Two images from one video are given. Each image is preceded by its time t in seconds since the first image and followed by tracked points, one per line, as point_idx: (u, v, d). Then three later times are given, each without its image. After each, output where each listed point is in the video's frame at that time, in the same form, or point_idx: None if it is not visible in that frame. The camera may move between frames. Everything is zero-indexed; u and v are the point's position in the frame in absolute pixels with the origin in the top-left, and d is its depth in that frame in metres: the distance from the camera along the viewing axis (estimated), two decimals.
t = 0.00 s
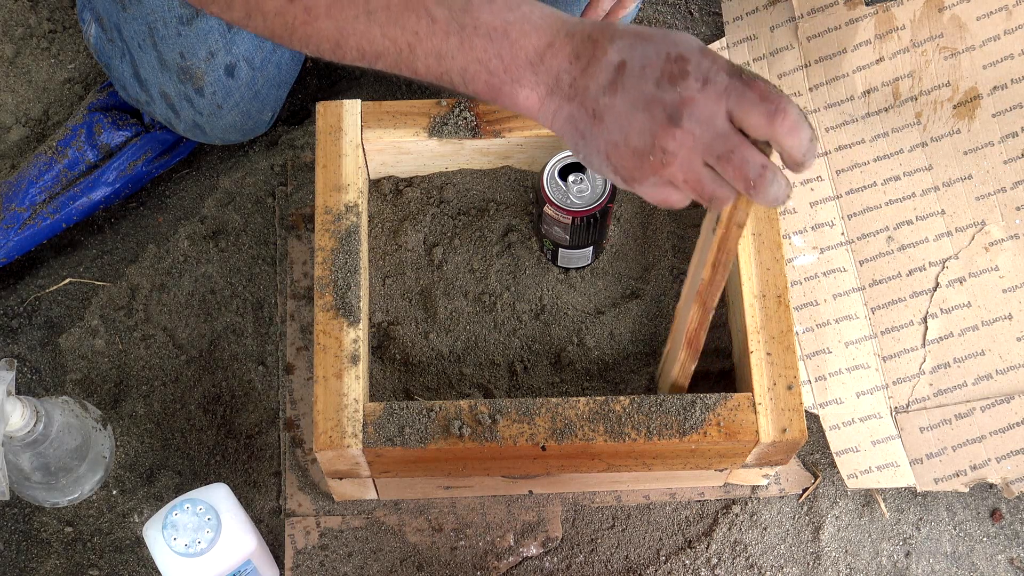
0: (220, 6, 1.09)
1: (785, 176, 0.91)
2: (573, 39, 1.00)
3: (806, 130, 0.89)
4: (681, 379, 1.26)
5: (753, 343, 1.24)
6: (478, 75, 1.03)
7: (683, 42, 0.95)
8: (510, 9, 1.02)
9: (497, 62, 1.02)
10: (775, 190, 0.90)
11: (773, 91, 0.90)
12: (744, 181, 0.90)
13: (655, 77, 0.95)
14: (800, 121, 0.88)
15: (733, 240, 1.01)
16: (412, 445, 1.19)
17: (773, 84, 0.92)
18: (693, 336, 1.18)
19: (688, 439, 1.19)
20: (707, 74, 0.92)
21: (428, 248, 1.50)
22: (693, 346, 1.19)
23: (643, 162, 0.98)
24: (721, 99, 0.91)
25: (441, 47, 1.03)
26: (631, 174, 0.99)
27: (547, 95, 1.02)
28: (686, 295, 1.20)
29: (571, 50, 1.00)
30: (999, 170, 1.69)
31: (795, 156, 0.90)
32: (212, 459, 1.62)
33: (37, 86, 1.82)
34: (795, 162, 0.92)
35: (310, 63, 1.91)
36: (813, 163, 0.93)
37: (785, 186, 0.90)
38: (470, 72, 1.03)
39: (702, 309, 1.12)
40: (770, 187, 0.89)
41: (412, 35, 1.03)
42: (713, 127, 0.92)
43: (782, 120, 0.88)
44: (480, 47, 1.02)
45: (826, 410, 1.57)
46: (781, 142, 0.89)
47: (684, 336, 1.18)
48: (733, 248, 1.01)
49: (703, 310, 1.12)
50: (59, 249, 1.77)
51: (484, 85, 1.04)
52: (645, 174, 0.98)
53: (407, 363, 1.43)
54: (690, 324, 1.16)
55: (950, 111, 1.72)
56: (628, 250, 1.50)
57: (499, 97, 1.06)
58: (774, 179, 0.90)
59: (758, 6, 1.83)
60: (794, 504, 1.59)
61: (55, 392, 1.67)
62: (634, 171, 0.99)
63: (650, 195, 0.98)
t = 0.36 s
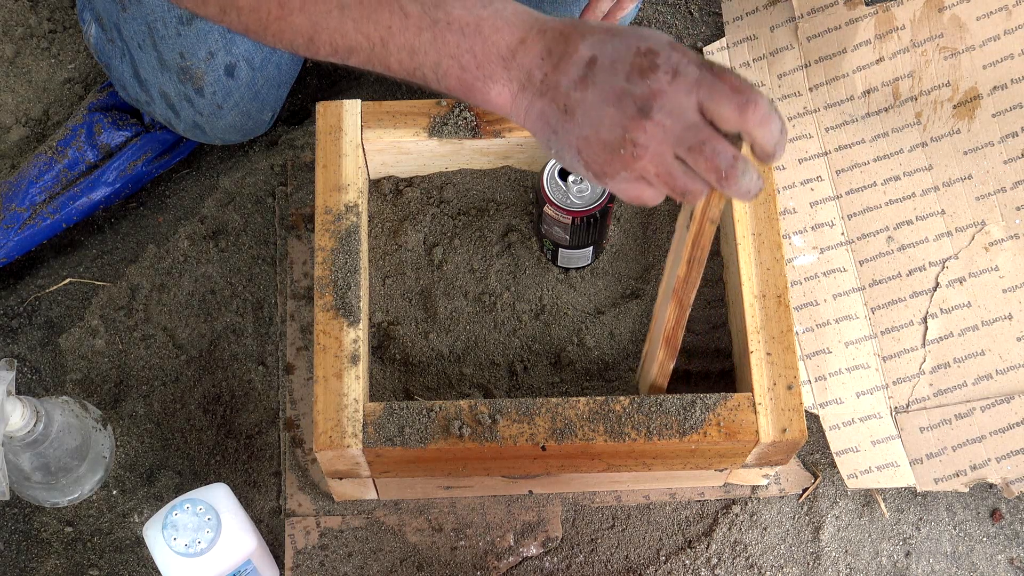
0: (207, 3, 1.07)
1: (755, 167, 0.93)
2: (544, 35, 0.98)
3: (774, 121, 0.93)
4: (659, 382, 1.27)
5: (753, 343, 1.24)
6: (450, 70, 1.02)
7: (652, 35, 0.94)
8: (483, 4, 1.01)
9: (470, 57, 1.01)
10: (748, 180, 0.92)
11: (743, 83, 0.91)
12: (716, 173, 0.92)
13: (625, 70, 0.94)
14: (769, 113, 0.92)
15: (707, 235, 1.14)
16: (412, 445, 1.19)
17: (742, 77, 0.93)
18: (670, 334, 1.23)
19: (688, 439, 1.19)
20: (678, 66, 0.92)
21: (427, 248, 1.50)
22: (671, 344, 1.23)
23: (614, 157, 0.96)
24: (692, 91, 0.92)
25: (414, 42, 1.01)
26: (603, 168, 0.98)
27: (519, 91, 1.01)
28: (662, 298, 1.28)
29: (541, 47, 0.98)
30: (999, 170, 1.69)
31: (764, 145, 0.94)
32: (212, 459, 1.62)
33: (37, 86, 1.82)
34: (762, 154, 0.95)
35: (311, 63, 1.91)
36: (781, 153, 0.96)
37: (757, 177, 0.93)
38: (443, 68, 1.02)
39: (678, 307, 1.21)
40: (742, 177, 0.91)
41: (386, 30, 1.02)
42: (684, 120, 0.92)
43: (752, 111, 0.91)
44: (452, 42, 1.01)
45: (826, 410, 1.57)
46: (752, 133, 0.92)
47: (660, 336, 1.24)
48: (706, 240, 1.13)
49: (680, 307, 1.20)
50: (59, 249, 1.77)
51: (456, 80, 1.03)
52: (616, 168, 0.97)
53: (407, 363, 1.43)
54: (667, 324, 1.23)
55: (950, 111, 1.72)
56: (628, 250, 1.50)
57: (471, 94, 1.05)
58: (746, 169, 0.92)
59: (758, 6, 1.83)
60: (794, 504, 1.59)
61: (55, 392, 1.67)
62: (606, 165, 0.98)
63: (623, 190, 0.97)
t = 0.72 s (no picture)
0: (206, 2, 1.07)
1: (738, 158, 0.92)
2: (522, 34, 0.99)
3: (757, 110, 0.92)
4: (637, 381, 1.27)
5: (753, 343, 1.24)
6: (430, 70, 1.03)
7: (630, 30, 0.95)
8: (464, 3, 1.02)
9: (450, 56, 1.02)
10: (731, 170, 0.91)
11: (723, 74, 0.91)
12: (699, 165, 0.91)
13: (605, 66, 0.94)
14: (751, 102, 0.91)
15: (688, 232, 1.02)
16: (412, 445, 1.19)
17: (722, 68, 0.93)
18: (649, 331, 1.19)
19: (688, 439, 1.19)
20: (657, 60, 0.93)
21: (427, 248, 1.50)
22: (649, 342, 1.20)
23: (595, 153, 0.96)
24: (672, 83, 0.92)
25: (392, 41, 1.02)
26: (584, 165, 0.98)
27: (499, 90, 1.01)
28: (640, 294, 1.23)
29: (520, 45, 0.99)
30: (998, 170, 1.69)
31: (746, 137, 0.92)
32: (212, 459, 1.62)
33: (37, 86, 1.82)
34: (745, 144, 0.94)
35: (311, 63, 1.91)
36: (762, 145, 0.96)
37: (740, 168, 0.92)
38: (422, 67, 1.03)
39: (659, 304, 1.14)
40: (725, 168, 0.90)
41: (365, 27, 1.03)
42: (664, 112, 0.92)
43: (733, 100, 0.90)
44: (431, 41, 1.01)
45: (826, 410, 1.57)
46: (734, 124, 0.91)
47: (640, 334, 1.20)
48: (688, 237, 1.02)
49: (659, 305, 1.14)
50: (59, 249, 1.77)
51: (436, 80, 1.04)
52: (598, 165, 0.97)
53: (407, 363, 1.43)
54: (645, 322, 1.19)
55: (950, 111, 1.72)
56: (628, 250, 1.50)
57: (451, 93, 1.05)
58: (728, 160, 0.91)
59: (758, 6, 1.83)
60: (794, 504, 1.59)
61: (54, 392, 1.67)
62: (587, 162, 0.98)
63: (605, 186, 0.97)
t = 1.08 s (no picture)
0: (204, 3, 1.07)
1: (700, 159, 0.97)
2: (490, 36, 1.01)
3: (718, 110, 0.94)
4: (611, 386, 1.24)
5: (753, 343, 1.24)
6: (398, 70, 1.05)
7: (595, 33, 0.97)
8: (433, 5, 1.03)
9: (419, 57, 1.03)
10: (692, 172, 0.95)
11: (684, 74, 0.94)
12: (661, 167, 0.95)
13: (569, 68, 0.96)
14: (712, 103, 0.93)
15: (657, 235, 1.14)
16: (412, 445, 1.18)
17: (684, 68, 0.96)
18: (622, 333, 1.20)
19: (689, 439, 1.19)
20: (620, 61, 0.95)
21: (427, 248, 1.50)
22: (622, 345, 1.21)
23: (560, 155, 0.99)
24: (635, 84, 0.94)
25: (362, 41, 1.04)
26: (549, 167, 1.02)
27: (467, 92, 1.04)
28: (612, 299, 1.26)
29: (487, 48, 1.01)
30: (998, 170, 1.69)
31: (708, 137, 0.96)
32: (212, 459, 1.62)
33: (37, 86, 1.82)
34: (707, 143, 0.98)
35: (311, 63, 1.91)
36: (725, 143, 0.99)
37: (700, 170, 0.96)
38: (391, 67, 1.04)
39: (630, 307, 1.18)
40: (687, 170, 0.95)
41: (335, 26, 1.04)
42: (628, 114, 0.95)
43: (694, 102, 0.93)
44: (401, 41, 1.03)
45: (826, 410, 1.57)
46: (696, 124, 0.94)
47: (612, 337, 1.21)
48: (657, 240, 1.14)
49: (631, 307, 1.18)
50: (59, 249, 1.77)
51: (405, 80, 1.06)
52: (563, 166, 1.00)
53: (407, 363, 1.43)
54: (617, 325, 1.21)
55: (950, 111, 1.72)
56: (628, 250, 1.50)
57: (419, 93, 1.07)
58: (689, 162, 0.96)
59: (758, 6, 1.84)
60: (794, 504, 1.59)
61: (54, 392, 1.67)
62: (551, 164, 1.01)
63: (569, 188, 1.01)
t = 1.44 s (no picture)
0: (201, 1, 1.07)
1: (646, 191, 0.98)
2: (445, 49, 0.99)
3: (664, 143, 0.95)
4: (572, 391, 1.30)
5: (753, 343, 1.24)
6: (353, 77, 1.03)
7: (548, 52, 0.95)
8: (391, 14, 1.02)
9: (372, 66, 1.01)
10: (635, 203, 0.97)
11: (636, 105, 0.93)
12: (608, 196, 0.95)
13: (521, 88, 0.94)
14: (659, 136, 0.94)
15: (607, 257, 1.19)
16: (412, 445, 1.19)
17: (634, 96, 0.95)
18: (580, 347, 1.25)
19: (688, 439, 1.19)
20: (572, 84, 0.92)
21: (427, 248, 1.49)
22: (580, 356, 1.26)
23: (506, 176, 0.96)
24: (586, 110, 0.92)
25: (318, 46, 1.02)
26: (495, 187, 0.98)
27: (417, 103, 1.01)
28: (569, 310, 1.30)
29: (441, 61, 0.99)
30: (998, 170, 1.69)
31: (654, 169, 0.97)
32: (212, 459, 1.62)
33: (37, 86, 1.82)
34: (654, 173, 0.98)
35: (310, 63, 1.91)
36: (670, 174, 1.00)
37: (645, 200, 0.98)
38: (345, 74, 1.03)
39: (587, 323, 1.23)
40: (631, 202, 0.97)
41: (292, 30, 1.03)
42: (579, 139, 0.93)
43: (642, 133, 0.93)
44: (356, 49, 1.01)
45: (826, 410, 1.57)
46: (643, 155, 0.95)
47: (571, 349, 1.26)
48: (608, 261, 1.19)
49: (588, 324, 1.24)
50: (59, 249, 1.77)
51: (358, 88, 1.03)
52: (510, 189, 0.97)
53: (407, 363, 1.43)
54: (576, 338, 1.25)
55: (950, 111, 1.72)
56: (628, 250, 1.50)
57: (372, 104, 1.04)
58: (634, 193, 0.96)
59: (758, 6, 1.84)
60: (794, 504, 1.59)
61: (54, 392, 1.67)
62: (497, 184, 0.98)
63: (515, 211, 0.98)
